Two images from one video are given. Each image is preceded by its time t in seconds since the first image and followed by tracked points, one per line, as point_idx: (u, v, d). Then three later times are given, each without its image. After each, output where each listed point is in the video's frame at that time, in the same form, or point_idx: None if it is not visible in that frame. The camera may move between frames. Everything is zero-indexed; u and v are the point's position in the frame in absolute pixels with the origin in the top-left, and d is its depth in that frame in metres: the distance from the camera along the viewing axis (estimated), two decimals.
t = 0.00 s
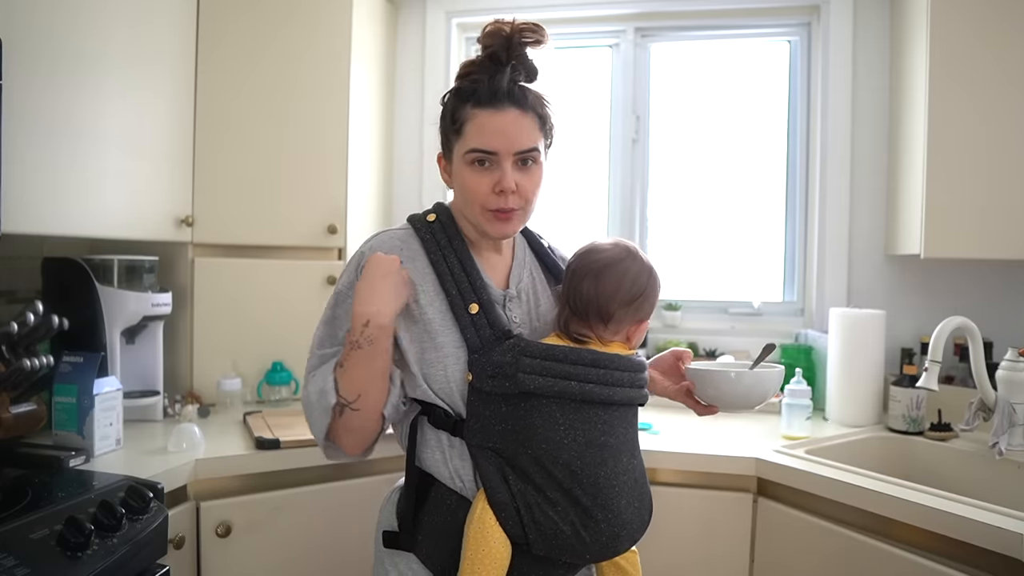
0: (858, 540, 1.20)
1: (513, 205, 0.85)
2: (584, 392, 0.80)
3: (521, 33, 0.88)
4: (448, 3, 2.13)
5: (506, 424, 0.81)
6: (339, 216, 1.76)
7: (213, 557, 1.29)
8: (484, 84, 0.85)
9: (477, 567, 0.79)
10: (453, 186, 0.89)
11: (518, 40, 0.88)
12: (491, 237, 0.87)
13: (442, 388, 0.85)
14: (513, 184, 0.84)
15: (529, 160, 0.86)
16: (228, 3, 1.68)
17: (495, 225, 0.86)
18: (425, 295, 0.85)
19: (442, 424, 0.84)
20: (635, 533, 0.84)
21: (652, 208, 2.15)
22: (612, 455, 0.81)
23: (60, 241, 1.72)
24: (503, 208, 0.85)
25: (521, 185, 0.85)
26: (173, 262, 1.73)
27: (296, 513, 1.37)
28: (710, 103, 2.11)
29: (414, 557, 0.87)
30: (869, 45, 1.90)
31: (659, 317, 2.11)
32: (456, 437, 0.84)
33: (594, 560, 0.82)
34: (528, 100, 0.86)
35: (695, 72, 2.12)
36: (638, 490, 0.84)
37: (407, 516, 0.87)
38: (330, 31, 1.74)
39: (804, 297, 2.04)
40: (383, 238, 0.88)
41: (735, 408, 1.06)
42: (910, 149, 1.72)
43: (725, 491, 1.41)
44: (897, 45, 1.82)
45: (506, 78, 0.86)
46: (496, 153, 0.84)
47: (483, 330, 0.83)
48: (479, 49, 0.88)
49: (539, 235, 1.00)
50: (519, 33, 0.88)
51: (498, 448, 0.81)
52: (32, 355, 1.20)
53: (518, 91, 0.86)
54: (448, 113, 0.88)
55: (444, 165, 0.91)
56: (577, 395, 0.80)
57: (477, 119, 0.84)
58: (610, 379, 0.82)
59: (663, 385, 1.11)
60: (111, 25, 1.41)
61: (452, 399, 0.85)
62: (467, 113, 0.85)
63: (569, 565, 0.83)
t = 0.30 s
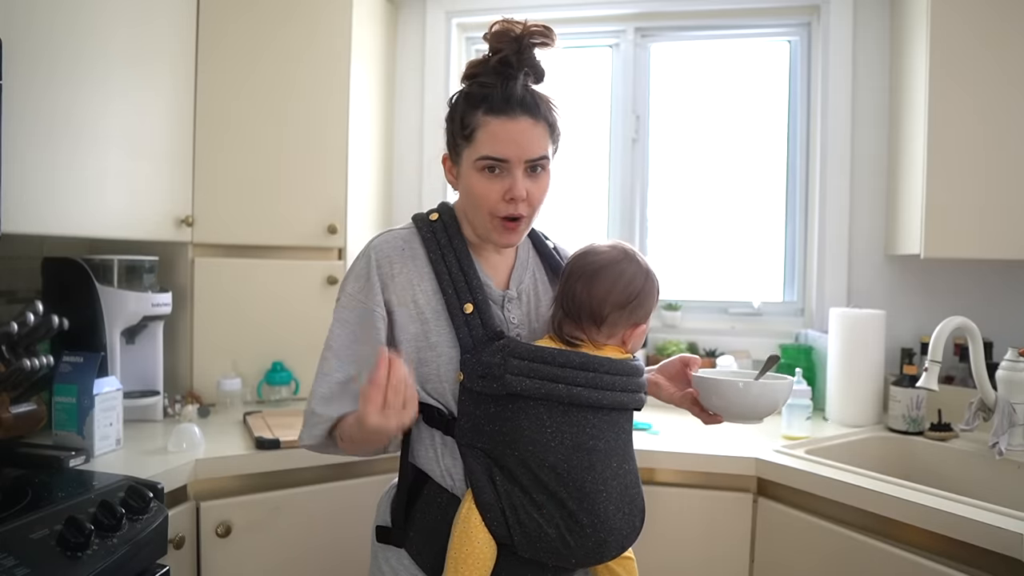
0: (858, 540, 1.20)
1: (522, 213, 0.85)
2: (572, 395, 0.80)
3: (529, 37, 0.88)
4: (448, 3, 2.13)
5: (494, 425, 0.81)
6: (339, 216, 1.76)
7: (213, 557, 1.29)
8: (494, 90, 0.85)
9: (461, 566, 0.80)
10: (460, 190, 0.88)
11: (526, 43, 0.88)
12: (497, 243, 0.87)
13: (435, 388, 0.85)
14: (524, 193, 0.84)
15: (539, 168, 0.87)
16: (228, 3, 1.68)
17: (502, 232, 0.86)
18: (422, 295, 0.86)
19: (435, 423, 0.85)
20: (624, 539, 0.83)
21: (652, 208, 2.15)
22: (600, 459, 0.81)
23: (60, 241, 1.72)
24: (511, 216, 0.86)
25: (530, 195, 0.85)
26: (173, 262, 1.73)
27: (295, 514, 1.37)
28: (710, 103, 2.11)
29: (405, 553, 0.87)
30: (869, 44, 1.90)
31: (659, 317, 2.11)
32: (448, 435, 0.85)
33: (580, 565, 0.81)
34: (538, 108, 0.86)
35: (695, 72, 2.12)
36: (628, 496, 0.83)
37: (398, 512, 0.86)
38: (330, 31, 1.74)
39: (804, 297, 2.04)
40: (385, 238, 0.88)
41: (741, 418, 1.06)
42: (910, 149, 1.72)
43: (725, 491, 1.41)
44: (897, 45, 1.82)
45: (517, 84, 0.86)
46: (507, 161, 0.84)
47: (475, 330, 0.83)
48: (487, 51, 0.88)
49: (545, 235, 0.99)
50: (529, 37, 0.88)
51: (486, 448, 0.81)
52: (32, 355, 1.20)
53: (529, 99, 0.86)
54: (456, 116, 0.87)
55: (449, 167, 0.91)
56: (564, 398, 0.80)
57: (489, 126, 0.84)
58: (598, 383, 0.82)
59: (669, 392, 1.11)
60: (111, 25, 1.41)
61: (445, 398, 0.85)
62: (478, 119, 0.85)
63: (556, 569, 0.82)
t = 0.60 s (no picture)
0: (857, 540, 1.20)
1: (529, 206, 0.86)
2: (593, 394, 0.80)
3: (532, 34, 0.88)
4: (448, 3, 2.13)
5: (512, 426, 0.81)
6: (339, 216, 1.76)
7: (213, 557, 1.30)
8: (502, 83, 0.86)
9: (476, 568, 0.79)
10: (464, 182, 0.88)
11: (530, 39, 0.88)
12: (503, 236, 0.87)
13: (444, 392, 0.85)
14: (533, 186, 0.85)
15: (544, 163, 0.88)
16: (228, 4, 1.68)
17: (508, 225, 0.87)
18: (428, 298, 0.85)
19: (445, 426, 0.85)
20: (637, 533, 0.84)
21: (651, 208, 2.15)
22: (617, 456, 0.82)
23: (60, 241, 1.72)
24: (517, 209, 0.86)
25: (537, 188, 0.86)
26: (174, 262, 1.73)
27: (296, 514, 1.37)
28: (710, 103, 2.11)
29: (414, 558, 0.87)
30: (869, 44, 1.90)
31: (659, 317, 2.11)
32: (459, 437, 0.84)
33: (596, 560, 0.82)
34: (544, 103, 0.87)
35: (695, 72, 2.12)
36: (641, 490, 0.84)
37: (408, 517, 0.86)
38: (330, 31, 1.74)
39: (804, 297, 2.04)
40: (384, 241, 0.88)
41: (733, 414, 1.06)
42: (910, 149, 1.72)
43: (725, 491, 1.42)
44: (897, 45, 1.82)
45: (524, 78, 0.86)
46: (516, 154, 0.84)
47: (489, 331, 0.83)
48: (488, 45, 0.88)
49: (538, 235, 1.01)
50: (530, 33, 0.88)
51: (502, 449, 0.81)
52: (32, 355, 1.20)
53: (535, 94, 0.87)
54: (461, 109, 0.87)
55: (449, 161, 0.91)
56: (584, 397, 0.80)
57: (498, 119, 0.84)
58: (617, 380, 0.82)
59: (661, 389, 1.12)
60: (111, 26, 1.41)
61: (454, 401, 0.85)
62: (487, 112, 0.85)
63: (571, 564, 0.83)
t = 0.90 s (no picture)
0: (858, 540, 1.20)
1: (523, 195, 0.86)
2: (605, 394, 0.81)
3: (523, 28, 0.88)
4: (448, 3, 2.13)
5: (524, 427, 0.81)
6: (339, 216, 1.76)
7: (213, 557, 1.30)
8: (491, 76, 0.86)
9: (486, 568, 0.79)
10: (458, 175, 0.88)
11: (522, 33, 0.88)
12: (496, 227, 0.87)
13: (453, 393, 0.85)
14: (525, 177, 0.85)
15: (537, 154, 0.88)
16: (228, 3, 1.68)
17: (501, 216, 0.87)
18: (435, 300, 0.85)
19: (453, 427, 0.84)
20: (646, 531, 0.85)
21: (651, 208, 2.15)
22: (628, 454, 0.82)
23: (60, 241, 1.72)
24: (510, 200, 0.86)
25: (529, 179, 0.86)
26: (174, 262, 1.73)
27: (296, 513, 1.37)
28: (710, 103, 2.11)
29: (422, 560, 0.87)
30: (869, 44, 1.90)
31: (659, 317, 2.11)
32: (468, 439, 0.85)
33: (607, 557, 0.82)
34: (535, 95, 0.87)
35: (695, 72, 2.11)
36: (649, 488, 0.85)
37: (416, 520, 0.86)
38: (329, 31, 1.74)
39: (804, 297, 2.04)
40: (387, 242, 0.87)
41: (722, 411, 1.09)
42: (910, 148, 1.72)
43: (725, 491, 1.42)
44: (897, 45, 1.82)
45: (513, 70, 0.87)
46: (507, 145, 0.85)
47: (499, 332, 0.84)
48: (478, 39, 0.88)
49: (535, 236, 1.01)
50: (522, 30, 0.88)
51: (513, 450, 0.81)
52: (32, 355, 1.20)
53: (526, 86, 0.87)
54: (453, 104, 0.88)
55: (444, 157, 0.91)
56: (598, 397, 0.81)
57: (488, 111, 0.85)
58: (628, 380, 0.83)
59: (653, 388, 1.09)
60: (111, 25, 1.41)
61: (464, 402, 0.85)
62: (478, 104, 0.86)
63: (580, 562, 0.83)
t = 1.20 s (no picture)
0: (858, 540, 1.20)
1: (534, 193, 0.86)
2: (610, 396, 0.81)
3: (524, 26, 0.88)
4: (448, 3, 2.13)
5: (529, 428, 0.81)
6: (339, 216, 1.76)
7: (213, 557, 1.29)
8: (497, 74, 0.86)
9: (488, 569, 0.79)
10: (467, 176, 0.88)
11: (524, 31, 0.89)
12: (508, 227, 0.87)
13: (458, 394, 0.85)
14: (537, 173, 0.85)
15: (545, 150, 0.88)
16: (227, 2, 1.68)
17: (513, 215, 0.87)
18: (441, 301, 0.86)
19: (457, 426, 0.85)
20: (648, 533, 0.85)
21: (652, 208, 2.15)
22: (631, 456, 0.82)
23: (60, 241, 1.72)
24: (522, 198, 0.86)
25: (540, 176, 0.86)
26: (174, 262, 1.73)
27: (296, 514, 1.37)
28: (710, 103, 2.11)
29: (423, 560, 0.87)
30: (869, 44, 1.90)
31: (659, 317, 2.11)
32: (472, 439, 0.85)
33: (608, 559, 0.83)
34: (541, 92, 0.88)
35: (695, 72, 2.12)
36: (651, 490, 0.85)
37: (416, 519, 0.86)
38: (330, 31, 1.74)
39: (804, 297, 2.04)
40: (393, 243, 0.87)
41: (728, 403, 1.08)
42: (910, 148, 1.72)
43: (725, 491, 1.42)
44: (897, 44, 1.82)
45: (520, 68, 0.87)
46: (517, 143, 0.85)
47: (504, 333, 0.84)
48: (479, 39, 0.88)
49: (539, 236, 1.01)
50: (523, 28, 0.88)
51: (517, 451, 0.81)
52: (32, 355, 1.20)
53: (531, 83, 0.87)
54: (460, 104, 0.88)
55: (452, 158, 0.92)
56: (602, 399, 0.81)
57: (498, 109, 0.85)
58: (632, 382, 0.83)
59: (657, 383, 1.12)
60: (111, 25, 1.41)
61: (469, 403, 0.86)
62: (486, 103, 0.86)
63: (581, 562, 0.83)
